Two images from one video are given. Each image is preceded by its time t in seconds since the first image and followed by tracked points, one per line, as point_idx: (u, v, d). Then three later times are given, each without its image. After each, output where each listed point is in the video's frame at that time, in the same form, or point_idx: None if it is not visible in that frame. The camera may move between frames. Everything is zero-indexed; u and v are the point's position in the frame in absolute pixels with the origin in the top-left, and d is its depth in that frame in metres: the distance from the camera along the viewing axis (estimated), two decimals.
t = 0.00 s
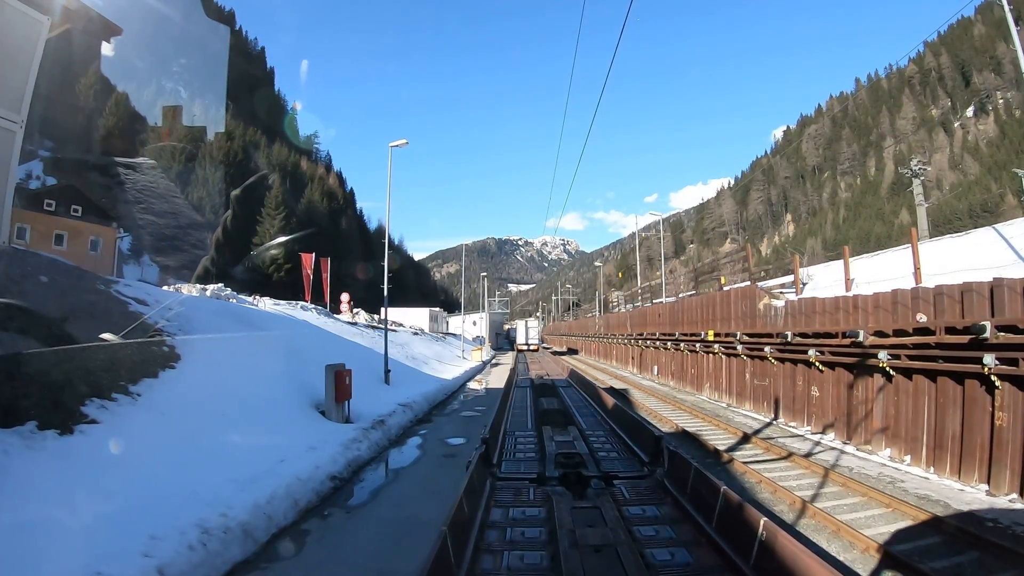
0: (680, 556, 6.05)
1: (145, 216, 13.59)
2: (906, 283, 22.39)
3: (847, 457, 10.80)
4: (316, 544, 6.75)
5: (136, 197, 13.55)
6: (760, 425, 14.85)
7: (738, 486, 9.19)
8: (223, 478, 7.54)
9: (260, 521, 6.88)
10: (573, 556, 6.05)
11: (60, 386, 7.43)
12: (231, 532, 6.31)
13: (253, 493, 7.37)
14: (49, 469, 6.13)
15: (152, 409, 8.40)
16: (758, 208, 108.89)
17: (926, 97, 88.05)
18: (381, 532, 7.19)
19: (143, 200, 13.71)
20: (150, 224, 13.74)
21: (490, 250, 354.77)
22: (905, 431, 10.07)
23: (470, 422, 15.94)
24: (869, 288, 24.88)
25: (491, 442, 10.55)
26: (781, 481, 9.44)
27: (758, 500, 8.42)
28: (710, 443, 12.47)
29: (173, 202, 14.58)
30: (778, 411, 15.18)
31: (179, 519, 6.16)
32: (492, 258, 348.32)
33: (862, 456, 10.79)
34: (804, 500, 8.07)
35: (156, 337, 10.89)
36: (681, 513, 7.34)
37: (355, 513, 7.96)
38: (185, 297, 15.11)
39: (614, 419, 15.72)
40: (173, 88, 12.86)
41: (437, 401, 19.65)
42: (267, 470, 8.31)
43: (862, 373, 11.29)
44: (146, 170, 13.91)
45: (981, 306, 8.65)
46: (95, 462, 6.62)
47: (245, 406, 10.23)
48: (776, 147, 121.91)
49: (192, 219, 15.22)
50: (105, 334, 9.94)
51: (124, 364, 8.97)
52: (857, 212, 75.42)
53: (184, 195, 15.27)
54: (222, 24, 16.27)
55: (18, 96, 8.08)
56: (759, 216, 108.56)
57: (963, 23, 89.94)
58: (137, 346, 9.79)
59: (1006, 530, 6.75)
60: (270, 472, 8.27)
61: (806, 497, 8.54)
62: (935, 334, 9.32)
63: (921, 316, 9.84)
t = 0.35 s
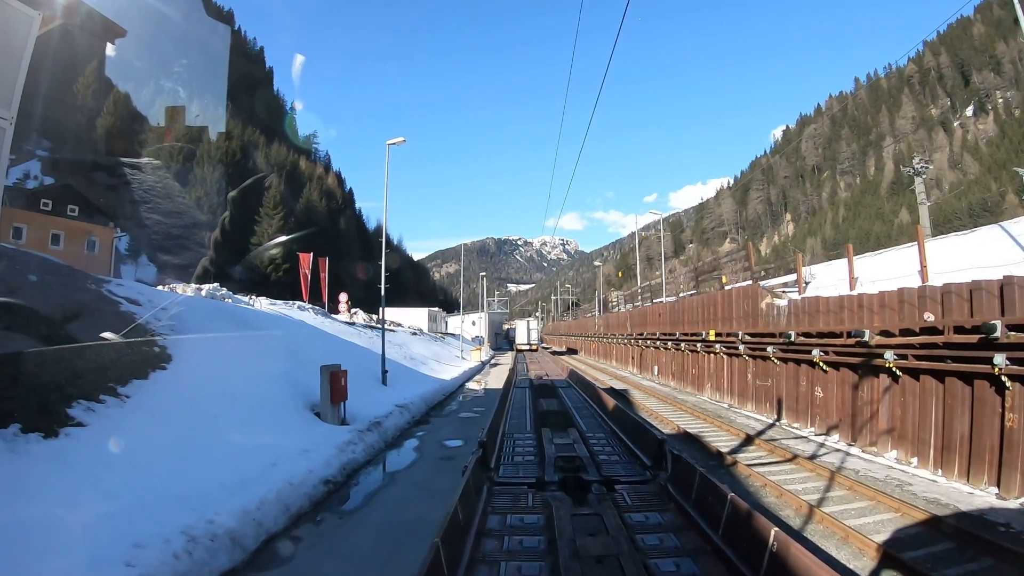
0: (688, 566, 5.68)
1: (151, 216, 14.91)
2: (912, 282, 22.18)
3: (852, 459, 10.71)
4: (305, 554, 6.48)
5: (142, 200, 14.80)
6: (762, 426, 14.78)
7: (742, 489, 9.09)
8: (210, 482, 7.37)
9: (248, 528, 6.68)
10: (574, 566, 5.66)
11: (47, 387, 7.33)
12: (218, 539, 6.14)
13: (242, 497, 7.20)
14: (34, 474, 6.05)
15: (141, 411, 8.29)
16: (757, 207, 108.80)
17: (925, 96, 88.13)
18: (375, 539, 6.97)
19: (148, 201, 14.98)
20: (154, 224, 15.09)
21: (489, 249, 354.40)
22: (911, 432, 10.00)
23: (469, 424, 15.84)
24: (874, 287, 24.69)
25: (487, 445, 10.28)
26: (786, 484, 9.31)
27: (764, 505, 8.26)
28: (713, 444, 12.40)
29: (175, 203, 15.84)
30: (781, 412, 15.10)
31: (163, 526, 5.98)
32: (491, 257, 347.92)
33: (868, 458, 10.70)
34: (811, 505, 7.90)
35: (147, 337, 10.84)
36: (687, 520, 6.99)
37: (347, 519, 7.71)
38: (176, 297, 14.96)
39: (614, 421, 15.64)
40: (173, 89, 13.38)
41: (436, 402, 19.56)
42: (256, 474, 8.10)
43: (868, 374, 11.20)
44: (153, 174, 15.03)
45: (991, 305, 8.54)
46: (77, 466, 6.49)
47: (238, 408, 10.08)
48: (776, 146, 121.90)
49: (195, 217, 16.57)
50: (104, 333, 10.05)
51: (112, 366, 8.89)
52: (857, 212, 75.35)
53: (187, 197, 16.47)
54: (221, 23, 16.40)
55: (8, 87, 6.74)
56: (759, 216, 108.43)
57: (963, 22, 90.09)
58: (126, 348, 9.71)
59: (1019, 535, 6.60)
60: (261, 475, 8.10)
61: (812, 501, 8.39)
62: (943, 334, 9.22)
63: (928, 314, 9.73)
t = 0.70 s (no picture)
0: None
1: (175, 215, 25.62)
2: (921, 281, 21.94)
3: (860, 462, 10.59)
4: (296, 565, 6.24)
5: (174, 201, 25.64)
6: (766, 428, 14.71)
7: (749, 494, 8.97)
8: (199, 488, 7.18)
9: (238, 538, 6.44)
10: None
11: (31, 392, 7.19)
12: (204, 549, 5.92)
13: (231, 505, 6.96)
14: (10, 481, 5.86)
15: (128, 414, 8.17)
16: (756, 207, 108.69)
17: (925, 96, 88.22)
18: (370, 546, 6.75)
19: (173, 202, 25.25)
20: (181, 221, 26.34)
21: (489, 249, 354.54)
22: (919, 434, 9.92)
23: (467, 426, 15.72)
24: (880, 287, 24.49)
25: (486, 450, 10.10)
26: (793, 489, 9.18)
27: (771, 511, 8.09)
28: (716, 447, 12.34)
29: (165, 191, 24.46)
30: (785, 413, 15.02)
31: (147, 535, 5.77)
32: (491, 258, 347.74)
33: (875, 461, 10.59)
34: (818, 511, 7.73)
35: (139, 339, 10.76)
36: (693, 529, 6.78)
37: (341, 527, 7.47)
38: (169, 297, 14.79)
39: (615, 423, 15.53)
40: (172, 87, 14.78)
41: (433, 403, 19.48)
42: (249, 480, 7.92)
43: (875, 374, 11.12)
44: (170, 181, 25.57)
45: (1002, 303, 8.41)
46: (59, 472, 6.35)
47: (228, 411, 9.93)
48: (776, 146, 121.82)
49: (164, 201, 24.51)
50: (104, 332, 10.28)
51: (100, 368, 8.80)
52: (857, 212, 75.30)
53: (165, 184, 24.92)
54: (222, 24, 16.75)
55: None
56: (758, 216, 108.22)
57: (962, 22, 90.16)
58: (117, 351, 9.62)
59: None
60: (252, 480, 7.88)
61: (820, 506, 8.22)
62: (953, 334, 9.12)
63: (937, 314, 9.61)
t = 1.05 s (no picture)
0: None
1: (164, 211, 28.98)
2: (930, 279, 21.69)
3: (868, 465, 10.48)
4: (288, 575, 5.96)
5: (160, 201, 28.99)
6: (770, 429, 14.64)
7: (756, 499, 8.85)
8: (187, 493, 6.93)
9: (226, 546, 6.16)
10: None
11: (16, 392, 7.02)
12: (189, 558, 5.64)
13: (219, 511, 6.68)
14: None
15: (116, 417, 7.96)
16: (756, 207, 108.56)
17: (925, 95, 88.27)
18: (365, 555, 6.51)
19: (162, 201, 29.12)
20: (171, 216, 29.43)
21: (488, 249, 354.32)
22: (930, 436, 9.81)
23: (467, 428, 15.58)
24: (889, 283, 24.33)
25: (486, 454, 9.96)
26: (801, 492, 9.06)
27: (781, 516, 7.92)
28: (721, 449, 12.27)
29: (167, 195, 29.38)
30: (790, 414, 14.94)
31: (129, 542, 5.50)
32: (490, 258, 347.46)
33: (884, 463, 10.50)
34: (829, 516, 7.55)
35: (130, 340, 10.63)
36: (702, 537, 6.54)
37: (334, 534, 7.21)
38: (163, 297, 14.62)
39: (617, 425, 15.45)
40: (171, 89, 14.97)
41: (432, 404, 19.38)
42: (240, 484, 7.67)
43: (883, 374, 11.04)
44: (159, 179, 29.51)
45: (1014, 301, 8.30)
46: (39, 476, 6.11)
47: (220, 414, 9.72)
48: (776, 146, 121.76)
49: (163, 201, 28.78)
50: (103, 335, 10.32)
51: (86, 367, 8.68)
52: (857, 212, 75.19)
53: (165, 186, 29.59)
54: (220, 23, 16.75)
55: None
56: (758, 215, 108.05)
57: (961, 22, 90.18)
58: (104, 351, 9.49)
59: None
60: (243, 484, 7.64)
61: (830, 511, 8.06)
62: (964, 333, 9.02)
63: (948, 312, 9.50)
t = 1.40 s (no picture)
0: None
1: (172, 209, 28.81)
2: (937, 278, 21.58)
3: (877, 467, 10.40)
4: None
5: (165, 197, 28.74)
6: (775, 430, 14.59)
7: (764, 503, 8.78)
8: (174, 497, 6.79)
9: (215, 555, 6.02)
10: None
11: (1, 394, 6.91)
12: (176, 566, 5.48)
13: (209, 517, 6.53)
14: None
15: (105, 419, 7.85)
16: (756, 206, 108.39)
17: (926, 94, 88.35)
18: (360, 563, 6.37)
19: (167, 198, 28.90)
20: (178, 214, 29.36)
21: (488, 249, 354.01)
22: (939, 438, 9.74)
23: (467, 429, 15.51)
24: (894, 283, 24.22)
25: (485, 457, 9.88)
26: (809, 496, 8.97)
27: (791, 522, 7.84)
28: (726, 451, 12.20)
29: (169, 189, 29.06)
30: (795, 415, 14.88)
31: (112, 550, 5.37)
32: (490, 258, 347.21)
33: (892, 466, 10.42)
34: (840, 521, 7.46)
35: (119, 339, 10.52)
36: (711, 547, 6.44)
37: (329, 541, 7.08)
38: (159, 297, 14.54)
39: (620, 426, 15.39)
40: (170, 88, 14.94)
41: (430, 404, 19.34)
42: (232, 488, 7.54)
43: (891, 375, 10.98)
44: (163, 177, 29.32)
45: None
46: (22, 481, 6.00)
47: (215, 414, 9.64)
48: (777, 145, 121.63)
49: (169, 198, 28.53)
50: (103, 335, 10.34)
51: (72, 367, 8.59)
52: (857, 211, 75.04)
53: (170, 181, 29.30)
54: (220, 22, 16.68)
55: None
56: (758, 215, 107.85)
57: (962, 22, 90.17)
58: (94, 351, 9.40)
59: None
60: (234, 488, 7.51)
61: (841, 516, 7.96)
62: (975, 333, 8.97)
63: (959, 312, 9.41)
